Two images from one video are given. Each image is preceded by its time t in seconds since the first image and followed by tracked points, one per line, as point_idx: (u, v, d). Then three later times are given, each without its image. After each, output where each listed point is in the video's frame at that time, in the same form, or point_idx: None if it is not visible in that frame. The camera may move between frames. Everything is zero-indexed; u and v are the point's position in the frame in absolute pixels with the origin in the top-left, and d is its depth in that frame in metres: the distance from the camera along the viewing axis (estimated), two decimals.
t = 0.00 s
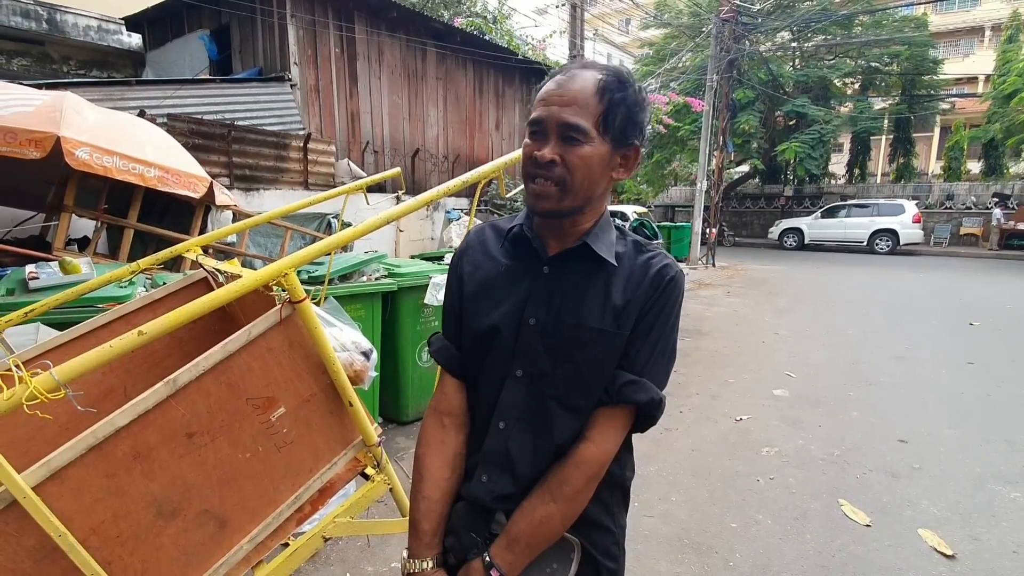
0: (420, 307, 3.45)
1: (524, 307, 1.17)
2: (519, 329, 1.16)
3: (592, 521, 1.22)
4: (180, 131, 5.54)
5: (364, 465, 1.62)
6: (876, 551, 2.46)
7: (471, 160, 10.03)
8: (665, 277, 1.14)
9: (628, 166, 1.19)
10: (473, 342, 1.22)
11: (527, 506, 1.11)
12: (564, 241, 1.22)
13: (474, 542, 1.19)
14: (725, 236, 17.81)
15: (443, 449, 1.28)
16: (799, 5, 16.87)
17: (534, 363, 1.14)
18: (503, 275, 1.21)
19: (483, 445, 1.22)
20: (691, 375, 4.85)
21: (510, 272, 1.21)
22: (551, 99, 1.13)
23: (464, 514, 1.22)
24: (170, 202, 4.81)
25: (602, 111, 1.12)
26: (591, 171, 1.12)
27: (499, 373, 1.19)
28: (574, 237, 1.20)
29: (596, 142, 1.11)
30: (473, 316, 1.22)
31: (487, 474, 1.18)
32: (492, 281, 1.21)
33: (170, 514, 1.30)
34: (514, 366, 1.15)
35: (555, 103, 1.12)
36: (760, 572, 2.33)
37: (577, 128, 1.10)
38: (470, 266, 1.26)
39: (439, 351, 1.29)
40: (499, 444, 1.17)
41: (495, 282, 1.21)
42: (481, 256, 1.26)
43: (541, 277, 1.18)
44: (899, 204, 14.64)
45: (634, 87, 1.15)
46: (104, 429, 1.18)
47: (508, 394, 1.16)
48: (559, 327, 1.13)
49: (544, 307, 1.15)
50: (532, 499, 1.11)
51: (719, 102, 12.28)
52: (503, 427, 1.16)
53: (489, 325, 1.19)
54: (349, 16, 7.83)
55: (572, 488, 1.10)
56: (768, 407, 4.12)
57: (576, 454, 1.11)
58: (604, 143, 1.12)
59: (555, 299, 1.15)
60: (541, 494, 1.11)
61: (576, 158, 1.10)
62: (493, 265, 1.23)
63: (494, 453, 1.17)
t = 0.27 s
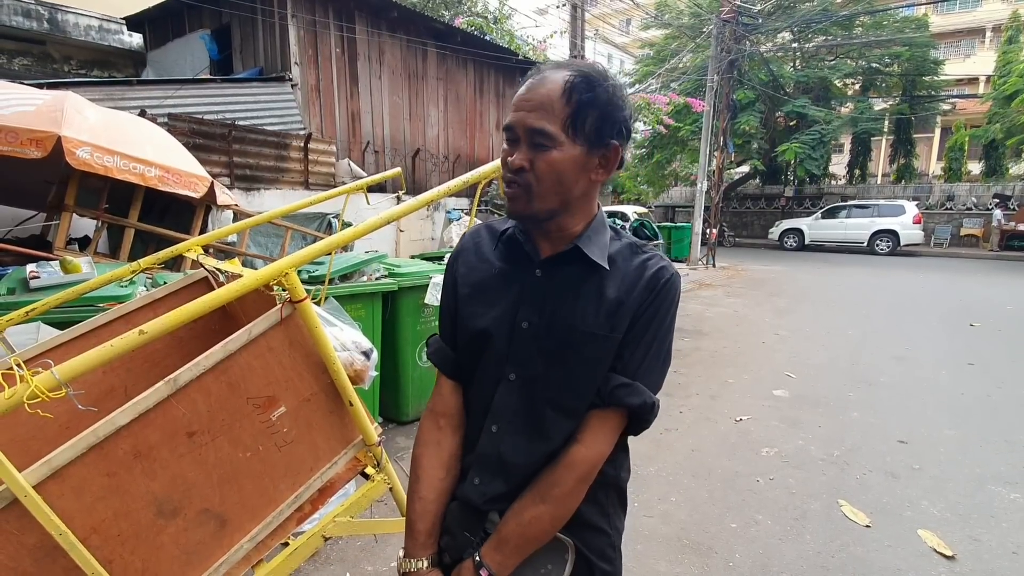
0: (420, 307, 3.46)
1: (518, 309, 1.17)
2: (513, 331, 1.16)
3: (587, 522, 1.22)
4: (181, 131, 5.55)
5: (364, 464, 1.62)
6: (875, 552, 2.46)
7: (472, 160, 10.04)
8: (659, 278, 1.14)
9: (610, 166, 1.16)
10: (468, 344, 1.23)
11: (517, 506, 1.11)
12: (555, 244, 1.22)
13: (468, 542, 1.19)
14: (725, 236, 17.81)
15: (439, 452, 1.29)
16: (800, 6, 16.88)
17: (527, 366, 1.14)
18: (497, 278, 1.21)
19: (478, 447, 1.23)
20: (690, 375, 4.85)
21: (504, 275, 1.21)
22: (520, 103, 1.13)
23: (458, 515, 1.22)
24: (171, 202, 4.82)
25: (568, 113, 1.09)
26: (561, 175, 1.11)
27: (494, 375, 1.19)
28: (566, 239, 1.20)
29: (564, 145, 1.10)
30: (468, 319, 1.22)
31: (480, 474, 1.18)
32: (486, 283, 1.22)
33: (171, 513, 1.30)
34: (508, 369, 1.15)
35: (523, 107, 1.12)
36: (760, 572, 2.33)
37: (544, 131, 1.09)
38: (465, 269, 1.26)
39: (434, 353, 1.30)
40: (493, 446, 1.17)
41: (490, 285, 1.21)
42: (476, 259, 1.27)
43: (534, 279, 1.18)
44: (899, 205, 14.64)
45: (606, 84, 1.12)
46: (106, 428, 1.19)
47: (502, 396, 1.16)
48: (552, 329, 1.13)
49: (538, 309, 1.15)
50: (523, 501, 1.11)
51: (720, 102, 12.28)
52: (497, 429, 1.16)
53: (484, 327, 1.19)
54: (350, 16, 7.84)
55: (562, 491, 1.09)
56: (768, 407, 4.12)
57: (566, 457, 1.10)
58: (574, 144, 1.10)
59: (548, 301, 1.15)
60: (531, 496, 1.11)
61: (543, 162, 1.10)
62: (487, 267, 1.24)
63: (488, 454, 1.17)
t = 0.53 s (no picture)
0: (420, 307, 3.46)
1: (516, 315, 1.17)
2: (512, 337, 1.16)
3: (589, 522, 1.22)
4: (182, 131, 5.54)
5: (365, 464, 1.62)
6: (876, 552, 2.46)
7: (473, 160, 10.04)
8: (659, 287, 1.13)
9: (628, 160, 1.24)
10: (467, 349, 1.23)
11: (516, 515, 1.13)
12: (556, 246, 1.21)
13: (471, 544, 1.21)
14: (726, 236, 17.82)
15: (440, 457, 1.29)
16: (800, 7, 16.89)
17: (525, 373, 1.14)
18: (494, 281, 1.20)
19: (478, 453, 1.24)
20: (691, 376, 4.85)
21: (502, 278, 1.20)
22: (566, 88, 1.14)
23: (461, 518, 1.24)
24: (172, 202, 4.83)
25: (617, 104, 1.17)
26: (609, 162, 1.15)
27: (493, 382, 1.19)
28: (567, 241, 1.20)
29: (611, 134, 1.16)
30: (468, 323, 1.21)
31: (480, 480, 1.19)
32: (484, 286, 1.21)
33: (171, 512, 1.30)
34: (506, 376, 1.16)
35: (573, 92, 1.13)
36: (761, 573, 2.33)
37: (597, 118, 1.13)
38: (462, 271, 1.25)
39: (433, 357, 1.29)
40: (492, 452, 1.18)
41: (488, 289, 1.20)
42: (472, 261, 1.25)
43: (533, 284, 1.16)
44: (900, 206, 14.62)
45: (639, 84, 1.22)
46: (107, 427, 1.19)
47: (502, 403, 1.16)
48: (551, 338, 1.13)
49: (536, 316, 1.15)
50: (522, 510, 1.12)
51: (720, 102, 12.28)
52: (495, 436, 1.17)
53: (485, 332, 1.19)
54: (351, 16, 7.84)
55: (560, 504, 1.10)
56: (769, 408, 4.12)
57: (566, 469, 1.11)
58: (616, 135, 1.17)
59: (548, 307, 1.15)
60: (531, 506, 1.12)
61: (598, 147, 1.12)
62: (484, 271, 1.22)
63: (486, 461, 1.18)
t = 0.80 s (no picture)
0: (421, 307, 3.46)
1: (528, 317, 1.16)
2: (525, 339, 1.15)
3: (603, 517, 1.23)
4: (183, 131, 5.55)
5: (365, 465, 1.61)
6: (877, 553, 2.46)
7: (473, 160, 10.04)
8: (672, 283, 1.14)
9: (636, 160, 1.28)
10: (478, 353, 1.21)
11: (543, 519, 1.14)
12: (569, 247, 1.22)
13: (489, 548, 1.22)
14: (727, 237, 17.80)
15: (454, 463, 1.28)
16: (801, 6, 16.88)
17: (540, 373, 1.14)
18: (505, 284, 1.18)
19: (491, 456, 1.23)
20: (692, 376, 4.84)
21: (513, 279, 1.19)
22: (587, 87, 1.14)
23: (479, 521, 1.24)
24: (173, 202, 4.83)
25: (632, 104, 1.19)
26: (626, 161, 1.17)
27: (507, 385, 1.18)
28: (582, 241, 1.20)
29: (628, 134, 1.18)
30: (478, 326, 1.20)
31: (500, 483, 1.20)
32: (494, 289, 1.19)
33: (172, 513, 1.30)
34: (521, 378, 1.15)
35: (594, 91, 1.14)
36: (762, 573, 2.32)
37: (617, 118, 1.15)
38: (469, 273, 1.22)
39: (439, 364, 1.28)
40: (509, 455, 1.18)
41: (498, 291, 1.19)
42: (479, 263, 1.23)
43: (546, 285, 1.16)
44: (901, 206, 14.60)
45: (647, 85, 1.25)
46: (107, 429, 1.19)
47: (516, 406, 1.16)
48: (565, 338, 1.13)
49: (550, 317, 1.15)
50: (547, 513, 1.14)
51: (721, 102, 12.27)
52: (513, 439, 1.17)
53: (497, 334, 1.18)
54: (351, 17, 7.85)
55: (586, 504, 1.12)
56: (770, 408, 4.11)
57: (590, 470, 1.13)
58: (631, 136, 1.20)
59: (561, 308, 1.15)
60: (556, 509, 1.14)
61: (619, 146, 1.14)
62: (495, 273, 1.20)
63: (504, 464, 1.18)
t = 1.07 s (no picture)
0: (422, 308, 3.46)
1: (543, 314, 1.15)
2: (540, 337, 1.15)
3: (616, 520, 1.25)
4: (184, 132, 5.56)
5: (365, 466, 1.61)
6: (879, 554, 2.45)
7: (474, 161, 10.05)
8: (683, 280, 1.16)
9: (645, 155, 1.28)
10: (490, 352, 1.19)
11: (568, 523, 1.15)
12: (582, 242, 1.22)
13: (507, 551, 1.23)
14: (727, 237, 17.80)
15: (469, 469, 1.26)
16: (802, 7, 16.87)
17: (556, 370, 1.14)
18: (518, 281, 1.17)
19: (508, 458, 1.23)
20: (693, 377, 4.84)
21: (526, 277, 1.18)
22: (595, 81, 1.15)
23: (496, 525, 1.24)
24: (174, 203, 4.84)
25: (640, 99, 1.20)
26: (636, 153, 1.17)
27: (521, 383, 1.17)
28: (594, 236, 1.21)
29: (637, 127, 1.18)
30: (490, 325, 1.18)
31: (519, 483, 1.20)
32: (507, 287, 1.17)
33: (172, 514, 1.30)
34: (537, 376, 1.14)
35: (602, 86, 1.15)
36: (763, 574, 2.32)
37: (625, 110, 1.15)
38: (481, 271, 1.21)
39: (449, 365, 1.23)
40: (528, 455, 1.17)
41: (511, 289, 1.17)
42: (490, 262, 1.21)
43: (560, 282, 1.16)
44: (902, 206, 14.59)
45: (654, 78, 1.25)
46: (106, 430, 1.18)
47: (533, 404, 1.15)
48: (581, 335, 1.13)
49: (565, 313, 1.15)
50: (572, 518, 1.15)
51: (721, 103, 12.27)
52: (530, 437, 1.17)
53: (510, 332, 1.16)
54: (352, 18, 7.85)
55: (609, 504, 1.14)
56: (771, 408, 4.11)
57: (612, 470, 1.15)
58: (640, 128, 1.20)
59: (576, 305, 1.15)
60: (581, 513, 1.15)
61: (628, 138, 1.15)
62: (506, 270, 1.19)
63: (524, 464, 1.18)
